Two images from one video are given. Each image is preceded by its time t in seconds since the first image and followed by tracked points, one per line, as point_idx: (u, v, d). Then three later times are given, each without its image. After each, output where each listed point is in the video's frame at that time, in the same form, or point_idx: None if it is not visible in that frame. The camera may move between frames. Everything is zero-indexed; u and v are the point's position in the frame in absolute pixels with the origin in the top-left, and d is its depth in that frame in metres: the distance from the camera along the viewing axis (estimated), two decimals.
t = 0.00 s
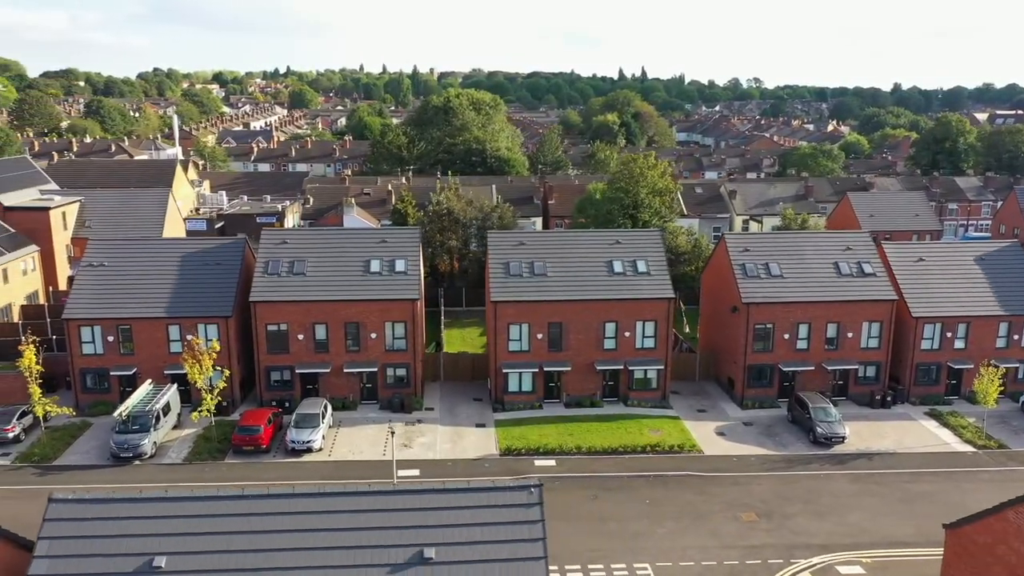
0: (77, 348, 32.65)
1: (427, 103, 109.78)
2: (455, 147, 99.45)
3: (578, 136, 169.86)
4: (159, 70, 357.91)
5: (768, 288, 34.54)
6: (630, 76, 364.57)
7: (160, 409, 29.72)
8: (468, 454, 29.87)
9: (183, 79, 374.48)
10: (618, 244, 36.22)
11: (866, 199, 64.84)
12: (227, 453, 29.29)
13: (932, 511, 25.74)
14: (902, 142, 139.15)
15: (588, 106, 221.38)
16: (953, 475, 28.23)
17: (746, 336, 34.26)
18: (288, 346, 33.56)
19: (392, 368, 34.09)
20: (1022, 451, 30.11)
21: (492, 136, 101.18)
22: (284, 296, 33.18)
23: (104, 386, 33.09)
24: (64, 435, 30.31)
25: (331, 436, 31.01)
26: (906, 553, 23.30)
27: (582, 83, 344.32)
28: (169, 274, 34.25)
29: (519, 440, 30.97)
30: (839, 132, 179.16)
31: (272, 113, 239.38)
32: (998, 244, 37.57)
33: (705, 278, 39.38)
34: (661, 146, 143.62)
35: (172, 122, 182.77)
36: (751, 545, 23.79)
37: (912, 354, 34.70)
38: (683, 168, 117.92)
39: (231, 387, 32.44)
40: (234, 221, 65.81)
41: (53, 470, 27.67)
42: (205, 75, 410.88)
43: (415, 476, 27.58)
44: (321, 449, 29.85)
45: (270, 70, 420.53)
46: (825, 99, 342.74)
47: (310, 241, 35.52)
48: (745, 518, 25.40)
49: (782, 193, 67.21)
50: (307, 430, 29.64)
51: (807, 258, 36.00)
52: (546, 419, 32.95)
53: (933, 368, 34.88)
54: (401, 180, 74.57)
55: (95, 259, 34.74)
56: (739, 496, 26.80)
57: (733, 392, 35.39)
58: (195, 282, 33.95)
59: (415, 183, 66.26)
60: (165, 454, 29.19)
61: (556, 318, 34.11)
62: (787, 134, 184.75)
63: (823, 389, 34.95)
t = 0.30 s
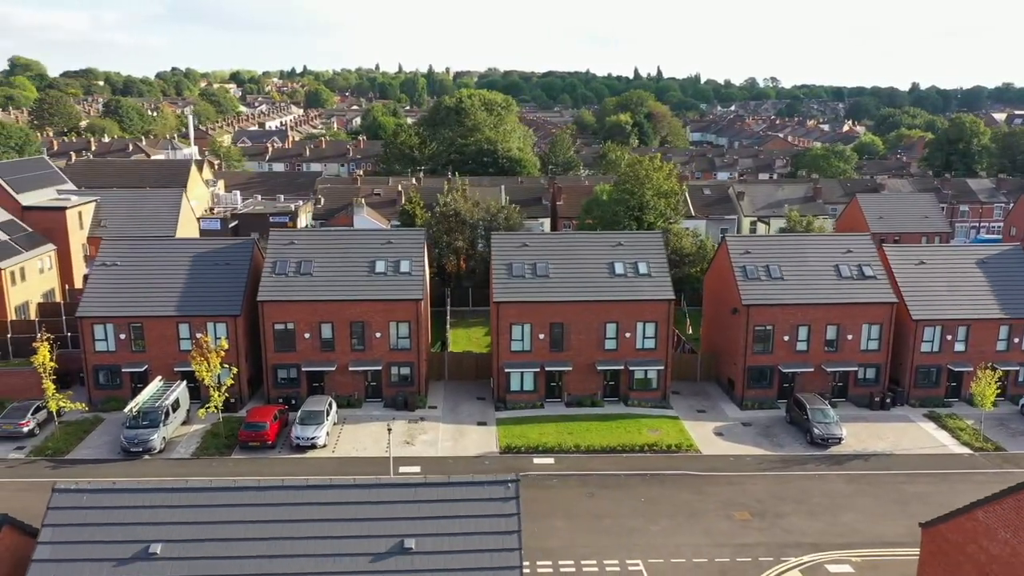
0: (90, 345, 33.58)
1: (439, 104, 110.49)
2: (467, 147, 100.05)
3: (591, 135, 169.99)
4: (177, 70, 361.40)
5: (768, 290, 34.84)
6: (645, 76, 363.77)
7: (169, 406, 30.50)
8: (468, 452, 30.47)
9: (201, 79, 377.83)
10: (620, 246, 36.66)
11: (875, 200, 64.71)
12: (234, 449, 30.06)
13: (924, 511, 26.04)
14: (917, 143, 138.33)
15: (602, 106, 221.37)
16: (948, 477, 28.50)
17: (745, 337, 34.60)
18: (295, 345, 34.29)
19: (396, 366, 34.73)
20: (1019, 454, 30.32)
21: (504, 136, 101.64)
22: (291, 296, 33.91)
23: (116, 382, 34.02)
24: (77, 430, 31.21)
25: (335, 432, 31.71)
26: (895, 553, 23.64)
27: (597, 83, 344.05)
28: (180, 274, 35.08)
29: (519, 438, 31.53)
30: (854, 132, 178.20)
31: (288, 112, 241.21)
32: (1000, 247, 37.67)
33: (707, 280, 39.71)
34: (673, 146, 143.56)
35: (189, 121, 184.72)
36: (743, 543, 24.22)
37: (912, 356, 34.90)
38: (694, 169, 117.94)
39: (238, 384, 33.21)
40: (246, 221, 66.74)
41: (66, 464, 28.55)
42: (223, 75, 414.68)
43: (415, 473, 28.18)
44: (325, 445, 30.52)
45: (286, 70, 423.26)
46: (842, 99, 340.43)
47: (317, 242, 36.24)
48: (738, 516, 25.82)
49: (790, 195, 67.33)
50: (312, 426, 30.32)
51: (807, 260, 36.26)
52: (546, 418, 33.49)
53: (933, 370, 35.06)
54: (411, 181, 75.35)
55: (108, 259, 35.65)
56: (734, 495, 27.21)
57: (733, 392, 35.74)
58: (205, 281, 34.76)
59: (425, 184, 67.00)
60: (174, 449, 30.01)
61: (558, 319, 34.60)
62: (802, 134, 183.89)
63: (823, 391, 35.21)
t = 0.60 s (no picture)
0: (104, 342, 34.57)
1: (451, 104, 111.21)
2: (479, 148, 100.64)
3: (604, 135, 170.17)
4: (195, 70, 364.86)
5: (768, 292, 35.25)
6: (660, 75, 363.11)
7: (179, 401, 31.39)
8: (469, 448, 31.15)
9: (218, 79, 381.21)
10: (622, 248, 37.20)
11: (883, 202, 64.70)
12: (242, 444, 30.91)
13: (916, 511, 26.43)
14: (931, 144, 137.59)
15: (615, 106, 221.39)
16: (941, 477, 28.86)
17: (745, 338, 35.03)
18: (302, 343, 35.10)
19: (401, 365, 35.47)
20: (1014, 455, 30.61)
21: (516, 137, 102.23)
22: (299, 295, 34.74)
23: (129, 378, 35.03)
24: (91, 425, 32.21)
25: (340, 429, 32.48)
26: (884, 551, 24.07)
27: (611, 83, 343.69)
28: (191, 274, 36.00)
29: (519, 435, 32.17)
30: (869, 132, 177.29)
31: (303, 112, 243.06)
32: (1001, 250, 37.87)
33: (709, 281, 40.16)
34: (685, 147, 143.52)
35: (206, 122, 186.69)
36: (734, 540, 24.75)
37: (911, 358, 35.20)
38: (706, 170, 118.00)
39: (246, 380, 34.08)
40: (260, 221, 67.76)
41: (79, 457, 29.52)
42: (240, 75, 418.14)
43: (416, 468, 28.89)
44: (330, 441, 31.31)
45: (303, 70, 426.50)
46: (858, 99, 338.10)
47: (325, 242, 37.07)
48: (732, 514, 26.33)
49: (798, 196, 67.42)
50: (317, 422, 31.11)
51: (807, 262, 36.63)
52: (547, 417, 34.10)
53: (932, 372, 35.34)
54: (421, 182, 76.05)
55: (122, 258, 36.64)
56: (728, 492, 27.72)
57: (733, 392, 36.18)
58: (215, 281, 35.65)
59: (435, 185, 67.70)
60: (184, 444, 30.91)
61: (559, 319, 35.18)
62: (816, 134, 183.12)
63: (822, 392, 35.57)
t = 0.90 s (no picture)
0: (118, 339, 35.63)
1: (463, 106, 112.15)
2: (490, 150, 101.40)
3: (616, 136, 170.53)
4: (212, 71, 368.46)
5: (767, 293, 35.77)
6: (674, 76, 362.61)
7: (190, 397, 32.38)
8: (470, 445, 31.93)
9: (234, 79, 384.95)
10: (623, 249, 37.86)
11: (890, 204, 64.92)
12: (250, 439, 31.85)
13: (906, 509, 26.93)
14: (944, 145, 137.05)
15: (628, 108, 221.58)
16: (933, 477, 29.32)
17: (743, 339, 35.58)
18: (310, 341, 36.01)
19: (406, 363, 36.32)
20: (1008, 456, 31.00)
21: (526, 139, 102.94)
22: (307, 294, 35.66)
23: (143, 373, 36.11)
24: (105, 419, 33.29)
25: (345, 425, 33.35)
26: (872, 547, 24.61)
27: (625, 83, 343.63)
28: (202, 273, 37.03)
29: (520, 432, 32.92)
30: (882, 133, 176.64)
31: (318, 113, 244.88)
32: (999, 253, 38.19)
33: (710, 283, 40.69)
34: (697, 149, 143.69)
35: (222, 123, 188.77)
36: (725, 535, 25.36)
37: (908, 360, 35.61)
38: (717, 171, 118.24)
39: (255, 377, 35.08)
40: (273, 221, 68.93)
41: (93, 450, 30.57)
42: (257, 76, 421.48)
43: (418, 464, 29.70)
44: (335, 436, 32.18)
45: (318, 71, 429.92)
46: (874, 100, 336.20)
47: (332, 243, 38.00)
48: (724, 510, 26.93)
49: (805, 198, 67.71)
50: (323, 418, 31.99)
51: (806, 265, 37.10)
52: (548, 415, 34.80)
53: (930, 373, 35.73)
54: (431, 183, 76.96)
55: (136, 258, 37.72)
56: (722, 490, 28.32)
57: (732, 392, 36.70)
58: (226, 280, 36.65)
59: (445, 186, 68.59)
60: (194, 438, 31.90)
61: (561, 319, 35.85)
62: (830, 136, 182.55)
63: (820, 392, 36.04)
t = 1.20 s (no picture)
0: (133, 337, 36.81)
1: (474, 107, 113.09)
2: (500, 151, 102.15)
3: (628, 137, 170.87)
4: (228, 71, 371.74)
5: (765, 295, 36.42)
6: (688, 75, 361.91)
7: (201, 393, 33.46)
8: (472, 441, 32.81)
9: (250, 80, 388.19)
10: (624, 251, 38.63)
11: (897, 206, 65.21)
12: (258, 434, 32.86)
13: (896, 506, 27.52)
14: (958, 146, 136.48)
15: (641, 108, 221.75)
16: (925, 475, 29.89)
17: (741, 339, 36.24)
18: (318, 339, 37.01)
19: (411, 361, 37.23)
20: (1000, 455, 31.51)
21: (537, 140, 103.70)
22: (315, 293, 36.66)
23: (156, 370, 37.25)
24: (120, 414, 34.45)
25: (351, 421, 34.31)
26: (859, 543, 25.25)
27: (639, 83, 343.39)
28: (214, 273, 38.15)
29: (521, 429, 33.76)
30: (896, 134, 175.95)
31: (332, 113, 246.61)
32: (997, 256, 38.62)
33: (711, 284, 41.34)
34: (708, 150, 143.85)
35: (237, 123, 190.75)
36: (717, 530, 26.06)
37: (904, 360, 36.13)
38: (727, 172, 118.48)
39: (264, 374, 36.12)
40: (285, 221, 70.16)
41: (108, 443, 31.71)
42: (272, 76, 424.65)
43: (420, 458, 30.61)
44: (341, 432, 33.14)
45: (333, 71, 432.57)
46: (890, 100, 334.19)
47: (340, 244, 39.00)
48: (717, 506, 27.63)
49: (812, 200, 68.06)
50: (329, 414, 32.94)
51: (804, 267, 37.71)
52: (549, 413, 35.60)
53: (926, 374, 36.24)
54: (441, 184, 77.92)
55: (151, 258, 38.91)
56: (716, 486, 29.04)
57: (730, 392, 37.34)
58: (237, 280, 37.74)
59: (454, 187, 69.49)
60: (205, 432, 32.97)
61: (562, 319, 36.63)
62: (843, 137, 182.02)
63: (817, 392, 36.62)
